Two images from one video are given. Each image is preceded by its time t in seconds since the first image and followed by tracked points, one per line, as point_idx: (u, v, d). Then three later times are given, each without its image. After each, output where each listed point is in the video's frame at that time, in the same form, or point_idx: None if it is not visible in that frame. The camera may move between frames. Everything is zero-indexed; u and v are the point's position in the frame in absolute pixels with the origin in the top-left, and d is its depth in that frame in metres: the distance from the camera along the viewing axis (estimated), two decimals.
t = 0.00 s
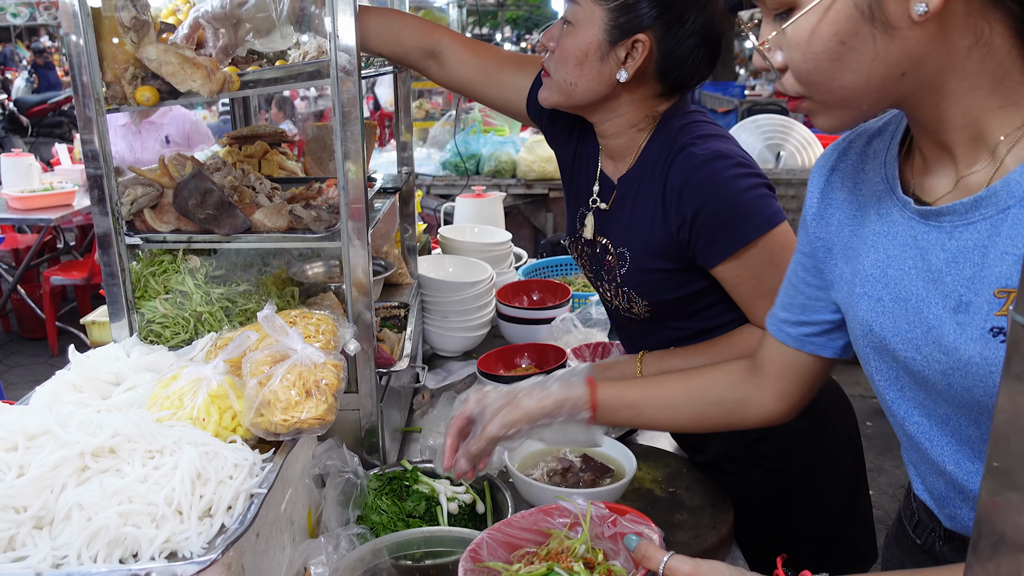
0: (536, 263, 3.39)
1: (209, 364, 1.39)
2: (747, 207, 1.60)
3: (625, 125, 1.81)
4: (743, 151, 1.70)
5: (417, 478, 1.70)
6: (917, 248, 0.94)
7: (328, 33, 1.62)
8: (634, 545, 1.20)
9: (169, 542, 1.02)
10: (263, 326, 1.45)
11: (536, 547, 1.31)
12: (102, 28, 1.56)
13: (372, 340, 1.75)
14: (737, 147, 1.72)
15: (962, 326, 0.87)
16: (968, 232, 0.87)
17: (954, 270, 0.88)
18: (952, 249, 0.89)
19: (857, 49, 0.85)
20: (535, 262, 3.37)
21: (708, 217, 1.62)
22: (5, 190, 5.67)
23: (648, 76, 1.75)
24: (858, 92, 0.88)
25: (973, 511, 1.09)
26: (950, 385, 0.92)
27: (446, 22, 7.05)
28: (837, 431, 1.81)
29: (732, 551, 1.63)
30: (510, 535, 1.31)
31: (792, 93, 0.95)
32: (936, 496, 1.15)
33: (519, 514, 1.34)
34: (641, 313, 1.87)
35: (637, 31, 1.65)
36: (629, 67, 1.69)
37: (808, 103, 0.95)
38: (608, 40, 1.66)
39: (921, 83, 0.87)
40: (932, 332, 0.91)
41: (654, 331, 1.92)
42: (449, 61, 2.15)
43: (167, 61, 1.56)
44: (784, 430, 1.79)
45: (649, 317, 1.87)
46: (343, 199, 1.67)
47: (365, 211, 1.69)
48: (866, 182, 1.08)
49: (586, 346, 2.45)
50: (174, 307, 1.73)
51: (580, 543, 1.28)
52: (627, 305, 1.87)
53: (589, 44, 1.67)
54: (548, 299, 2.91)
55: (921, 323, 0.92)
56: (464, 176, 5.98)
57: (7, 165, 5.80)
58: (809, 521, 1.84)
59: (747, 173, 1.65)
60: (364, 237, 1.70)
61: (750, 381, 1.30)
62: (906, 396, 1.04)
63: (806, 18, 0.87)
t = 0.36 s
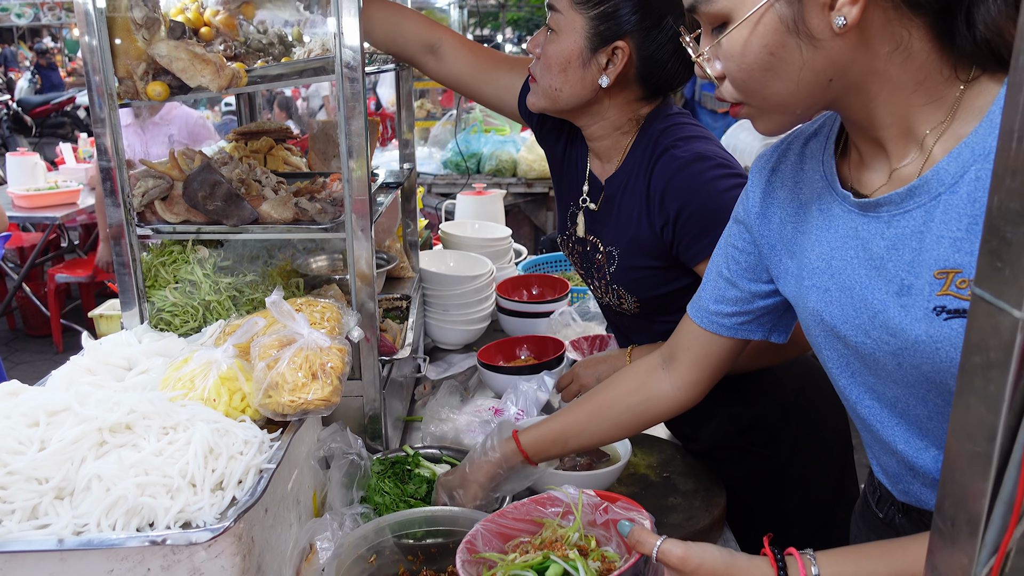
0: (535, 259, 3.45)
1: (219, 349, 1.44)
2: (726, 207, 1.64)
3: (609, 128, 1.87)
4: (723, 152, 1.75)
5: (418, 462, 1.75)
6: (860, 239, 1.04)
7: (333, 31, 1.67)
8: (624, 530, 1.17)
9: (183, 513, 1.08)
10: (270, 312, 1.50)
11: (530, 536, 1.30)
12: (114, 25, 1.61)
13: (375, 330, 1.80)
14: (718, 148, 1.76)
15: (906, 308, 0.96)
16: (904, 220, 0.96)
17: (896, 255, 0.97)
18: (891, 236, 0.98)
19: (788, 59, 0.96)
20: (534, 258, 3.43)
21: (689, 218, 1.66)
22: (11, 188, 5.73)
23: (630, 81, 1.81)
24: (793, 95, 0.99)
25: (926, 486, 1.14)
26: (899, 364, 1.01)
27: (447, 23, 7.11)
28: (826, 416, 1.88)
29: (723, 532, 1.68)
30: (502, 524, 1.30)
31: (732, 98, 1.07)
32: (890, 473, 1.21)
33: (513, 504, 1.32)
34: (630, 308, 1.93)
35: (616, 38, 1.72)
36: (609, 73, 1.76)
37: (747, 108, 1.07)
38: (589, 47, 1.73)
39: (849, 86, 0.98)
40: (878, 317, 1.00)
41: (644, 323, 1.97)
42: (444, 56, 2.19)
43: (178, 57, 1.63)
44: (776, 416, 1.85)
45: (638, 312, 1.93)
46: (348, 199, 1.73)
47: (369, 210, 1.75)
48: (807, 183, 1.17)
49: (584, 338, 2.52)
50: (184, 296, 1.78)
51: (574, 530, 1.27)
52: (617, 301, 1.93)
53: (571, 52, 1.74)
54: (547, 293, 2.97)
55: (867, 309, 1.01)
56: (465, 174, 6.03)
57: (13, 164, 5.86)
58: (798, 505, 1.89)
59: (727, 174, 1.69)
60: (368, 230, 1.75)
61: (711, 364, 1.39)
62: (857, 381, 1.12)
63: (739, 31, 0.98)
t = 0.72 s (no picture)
0: (539, 259, 3.54)
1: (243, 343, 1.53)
2: (716, 209, 1.72)
3: (605, 136, 1.97)
4: (714, 158, 1.83)
5: (428, 452, 1.82)
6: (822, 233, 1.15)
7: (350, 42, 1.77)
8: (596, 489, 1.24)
9: (216, 492, 1.17)
10: (291, 308, 1.59)
11: (513, 502, 1.37)
12: (143, 37, 1.71)
13: (388, 327, 1.89)
14: (709, 154, 1.84)
15: (859, 295, 1.08)
16: (860, 215, 1.08)
17: (852, 247, 1.09)
18: (849, 230, 1.10)
19: (786, 29, 1.00)
20: (539, 258, 3.52)
21: (680, 221, 1.75)
22: (24, 189, 5.83)
23: (622, 91, 1.90)
24: (776, 70, 1.04)
25: (885, 464, 1.24)
26: (856, 347, 1.11)
27: (452, 26, 7.20)
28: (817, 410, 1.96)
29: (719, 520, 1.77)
30: (488, 489, 1.36)
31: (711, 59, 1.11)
32: (855, 452, 1.32)
33: (499, 471, 1.40)
34: (628, 306, 2.01)
35: (609, 49, 1.81)
36: (604, 83, 1.85)
37: (722, 74, 1.10)
38: (583, 59, 1.82)
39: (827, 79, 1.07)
40: (837, 304, 1.11)
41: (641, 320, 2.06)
42: (458, 72, 2.30)
43: (203, 67, 1.71)
44: (769, 409, 1.94)
45: (635, 310, 2.01)
46: (362, 199, 1.82)
47: (383, 212, 1.83)
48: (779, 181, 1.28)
49: (586, 336, 2.60)
50: (206, 294, 1.87)
51: (553, 495, 1.34)
52: (615, 300, 2.02)
53: (566, 64, 1.84)
54: (552, 292, 3.05)
55: (828, 297, 1.12)
56: (470, 176, 6.12)
57: (26, 165, 5.97)
58: (791, 497, 1.97)
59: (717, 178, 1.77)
60: (381, 231, 1.84)
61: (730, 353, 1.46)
62: (824, 363, 1.22)
63: None
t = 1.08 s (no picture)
0: (543, 258, 3.62)
1: (262, 340, 1.61)
2: (709, 210, 1.80)
3: (607, 140, 2.04)
4: (709, 161, 1.90)
5: (437, 444, 1.91)
6: (835, 230, 1.25)
7: (362, 51, 1.84)
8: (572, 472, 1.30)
9: (242, 479, 1.25)
10: (308, 307, 1.67)
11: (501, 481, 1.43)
12: (165, 48, 1.79)
13: (398, 325, 1.97)
14: (705, 157, 1.92)
15: (854, 290, 1.17)
16: (862, 218, 1.18)
17: (853, 247, 1.18)
18: (851, 231, 1.19)
19: (812, 71, 1.10)
20: (543, 258, 3.60)
21: (674, 221, 1.82)
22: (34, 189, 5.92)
23: (621, 97, 1.96)
24: (809, 107, 1.14)
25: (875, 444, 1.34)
26: (847, 337, 1.21)
27: (457, 27, 7.28)
28: (812, 405, 2.03)
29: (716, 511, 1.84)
30: (480, 468, 1.44)
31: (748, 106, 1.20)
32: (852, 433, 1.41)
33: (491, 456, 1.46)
34: (627, 303, 2.09)
35: (608, 58, 1.88)
36: (603, 90, 1.92)
37: (761, 117, 1.20)
38: (583, 68, 1.90)
39: (849, 99, 1.17)
40: (835, 295, 1.21)
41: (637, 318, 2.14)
42: (495, 84, 2.53)
43: (222, 77, 1.79)
44: (765, 404, 2.01)
45: (634, 307, 2.08)
46: (374, 200, 1.90)
47: (393, 214, 1.91)
48: (810, 174, 1.39)
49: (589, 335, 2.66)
50: (224, 293, 1.95)
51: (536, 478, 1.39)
52: (616, 296, 2.10)
53: (567, 73, 1.92)
54: (555, 292, 3.13)
55: (830, 288, 1.22)
56: (474, 176, 6.20)
57: (36, 165, 6.06)
58: (790, 489, 2.04)
59: (711, 180, 1.84)
60: (392, 233, 1.92)
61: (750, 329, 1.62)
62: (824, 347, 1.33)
63: (771, 40, 1.09)
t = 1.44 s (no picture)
0: (545, 258, 3.66)
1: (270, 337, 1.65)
2: (723, 200, 1.83)
3: (627, 133, 2.07)
4: (725, 155, 1.94)
5: (441, 440, 1.95)
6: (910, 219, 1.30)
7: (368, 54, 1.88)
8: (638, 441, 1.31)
9: (252, 473, 1.28)
10: (314, 305, 1.71)
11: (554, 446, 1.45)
12: (174, 50, 1.82)
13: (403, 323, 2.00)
14: (722, 152, 1.95)
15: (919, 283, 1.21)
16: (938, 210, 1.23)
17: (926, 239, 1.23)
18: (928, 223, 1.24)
19: (877, 78, 1.11)
20: (544, 257, 3.63)
21: (690, 209, 1.86)
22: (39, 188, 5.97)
23: (644, 91, 2.00)
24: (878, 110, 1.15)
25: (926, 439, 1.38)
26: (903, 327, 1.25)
27: (458, 27, 7.31)
28: (811, 397, 2.06)
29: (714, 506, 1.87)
30: (534, 433, 1.47)
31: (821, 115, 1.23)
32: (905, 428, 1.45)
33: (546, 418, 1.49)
34: (639, 291, 2.13)
35: (632, 53, 1.92)
36: (627, 83, 1.96)
37: (839, 122, 1.24)
38: (608, 61, 1.94)
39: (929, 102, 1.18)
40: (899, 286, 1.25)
41: (646, 306, 2.17)
42: (514, 82, 2.58)
43: (230, 80, 1.82)
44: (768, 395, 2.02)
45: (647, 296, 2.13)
46: (378, 200, 1.93)
47: (398, 213, 1.95)
48: (889, 164, 1.45)
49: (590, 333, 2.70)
50: (232, 292, 1.98)
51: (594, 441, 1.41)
52: (628, 284, 2.14)
53: (593, 65, 1.97)
54: (556, 291, 3.17)
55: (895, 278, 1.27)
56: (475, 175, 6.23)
57: (41, 165, 6.10)
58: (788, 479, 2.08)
59: (726, 172, 1.88)
60: (396, 233, 1.95)
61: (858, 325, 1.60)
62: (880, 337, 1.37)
63: (832, 54, 1.12)
